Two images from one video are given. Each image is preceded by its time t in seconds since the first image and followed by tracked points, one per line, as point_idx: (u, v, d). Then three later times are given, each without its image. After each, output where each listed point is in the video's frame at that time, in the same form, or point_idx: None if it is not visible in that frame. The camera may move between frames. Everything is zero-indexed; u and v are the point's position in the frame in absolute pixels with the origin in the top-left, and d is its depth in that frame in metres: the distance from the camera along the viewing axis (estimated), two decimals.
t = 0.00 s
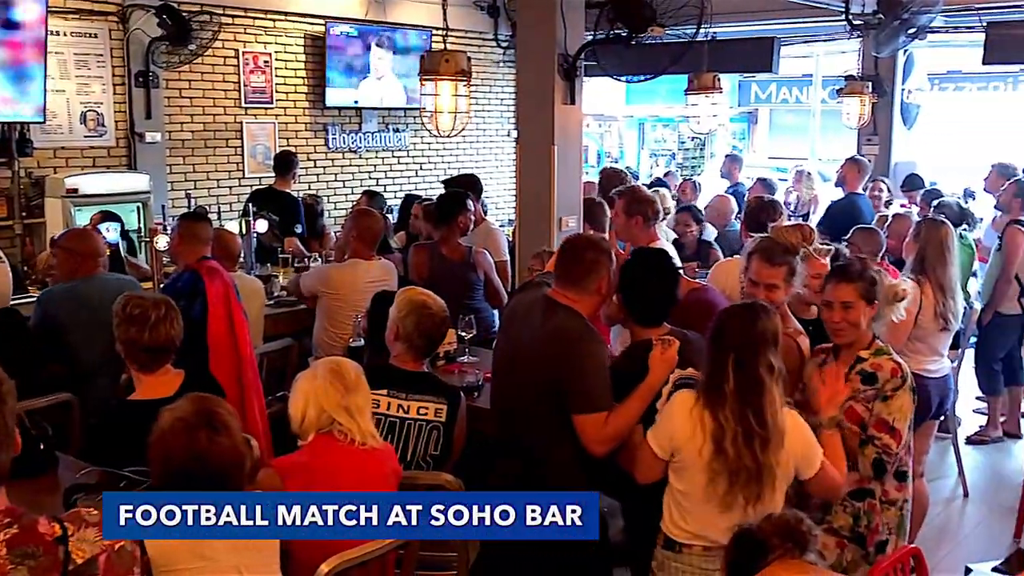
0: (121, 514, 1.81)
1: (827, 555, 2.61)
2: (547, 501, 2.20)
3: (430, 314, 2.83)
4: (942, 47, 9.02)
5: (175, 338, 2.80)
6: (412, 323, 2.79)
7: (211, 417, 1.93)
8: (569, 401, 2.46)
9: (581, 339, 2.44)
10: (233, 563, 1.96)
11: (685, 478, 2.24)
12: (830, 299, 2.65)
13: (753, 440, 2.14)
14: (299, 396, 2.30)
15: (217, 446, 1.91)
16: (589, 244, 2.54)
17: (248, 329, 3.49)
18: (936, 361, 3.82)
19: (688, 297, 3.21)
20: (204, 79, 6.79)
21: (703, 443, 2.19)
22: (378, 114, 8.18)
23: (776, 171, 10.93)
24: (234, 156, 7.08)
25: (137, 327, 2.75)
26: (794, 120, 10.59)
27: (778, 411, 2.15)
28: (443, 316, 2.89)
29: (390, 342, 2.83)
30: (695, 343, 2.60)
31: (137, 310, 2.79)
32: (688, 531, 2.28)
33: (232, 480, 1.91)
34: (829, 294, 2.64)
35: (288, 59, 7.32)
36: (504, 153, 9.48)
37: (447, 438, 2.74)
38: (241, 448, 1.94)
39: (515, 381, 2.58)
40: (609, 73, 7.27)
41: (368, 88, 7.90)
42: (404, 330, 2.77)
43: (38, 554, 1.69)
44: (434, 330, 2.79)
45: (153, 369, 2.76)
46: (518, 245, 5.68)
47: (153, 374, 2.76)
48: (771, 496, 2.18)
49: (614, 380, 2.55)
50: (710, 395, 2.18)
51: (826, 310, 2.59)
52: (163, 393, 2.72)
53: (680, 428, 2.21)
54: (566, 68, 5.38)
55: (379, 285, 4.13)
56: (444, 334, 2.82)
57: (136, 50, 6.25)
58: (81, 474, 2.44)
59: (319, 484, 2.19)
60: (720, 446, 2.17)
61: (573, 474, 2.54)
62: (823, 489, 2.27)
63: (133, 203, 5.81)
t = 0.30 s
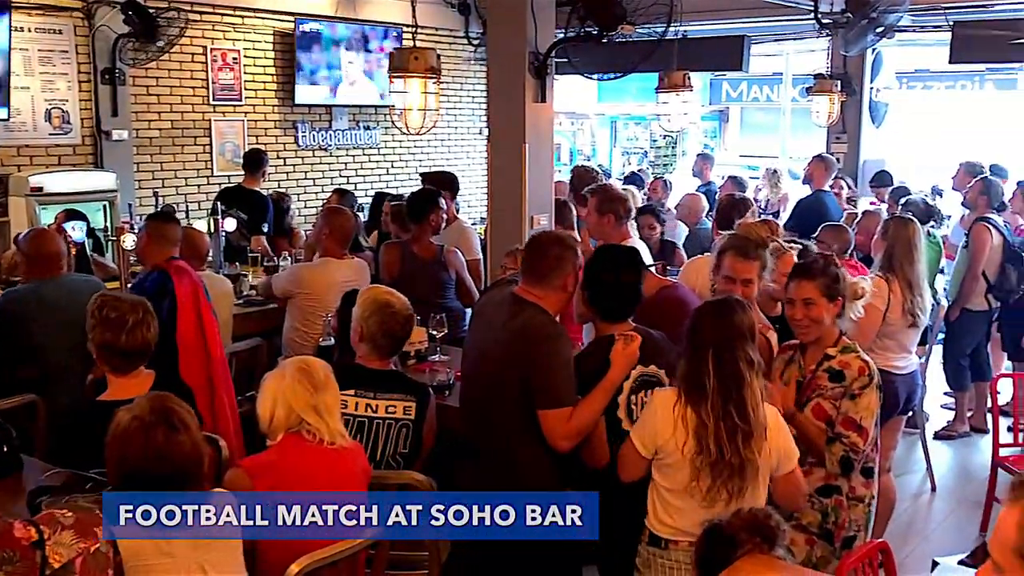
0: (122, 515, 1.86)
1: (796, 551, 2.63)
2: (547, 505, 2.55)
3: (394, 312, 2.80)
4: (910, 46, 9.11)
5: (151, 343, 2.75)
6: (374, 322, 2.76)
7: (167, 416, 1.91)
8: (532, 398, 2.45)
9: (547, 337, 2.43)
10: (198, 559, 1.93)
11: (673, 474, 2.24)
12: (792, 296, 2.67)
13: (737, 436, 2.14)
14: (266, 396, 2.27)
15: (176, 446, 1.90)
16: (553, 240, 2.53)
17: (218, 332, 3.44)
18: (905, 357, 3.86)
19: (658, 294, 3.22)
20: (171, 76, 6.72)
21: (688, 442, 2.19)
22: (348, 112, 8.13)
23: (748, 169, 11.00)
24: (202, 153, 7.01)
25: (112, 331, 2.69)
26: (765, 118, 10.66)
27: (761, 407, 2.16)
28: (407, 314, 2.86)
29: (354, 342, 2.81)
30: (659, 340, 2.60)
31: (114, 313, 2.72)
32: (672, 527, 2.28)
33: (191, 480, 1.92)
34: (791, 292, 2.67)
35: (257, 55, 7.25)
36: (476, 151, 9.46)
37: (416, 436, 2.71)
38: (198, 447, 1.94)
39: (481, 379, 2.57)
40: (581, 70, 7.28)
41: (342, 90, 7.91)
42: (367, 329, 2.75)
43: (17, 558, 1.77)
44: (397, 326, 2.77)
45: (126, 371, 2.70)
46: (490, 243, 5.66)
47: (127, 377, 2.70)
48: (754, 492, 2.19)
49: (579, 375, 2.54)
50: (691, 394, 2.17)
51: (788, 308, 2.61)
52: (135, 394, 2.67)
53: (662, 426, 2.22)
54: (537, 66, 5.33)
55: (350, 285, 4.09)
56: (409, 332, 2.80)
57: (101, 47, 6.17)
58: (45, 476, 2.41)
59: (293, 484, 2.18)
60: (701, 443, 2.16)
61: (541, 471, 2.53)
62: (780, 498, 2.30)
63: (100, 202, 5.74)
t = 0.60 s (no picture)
0: (100, 515, 1.86)
1: (765, 548, 2.65)
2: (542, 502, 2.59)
3: (355, 310, 2.76)
4: (877, 46, 9.21)
5: (126, 346, 2.70)
6: (334, 320, 2.72)
7: (131, 415, 1.91)
8: (496, 393, 2.45)
9: (514, 334, 2.43)
10: (164, 558, 1.91)
11: (668, 467, 2.27)
12: (762, 293, 2.69)
13: (736, 426, 2.19)
14: (236, 395, 2.25)
15: (141, 445, 1.89)
16: (521, 237, 2.52)
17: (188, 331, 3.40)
18: (873, 354, 3.91)
19: (629, 291, 3.23)
20: (138, 74, 6.65)
21: (684, 437, 2.22)
22: (318, 110, 8.08)
23: (719, 168, 11.06)
24: (169, 152, 6.93)
25: (86, 334, 2.62)
26: (735, 117, 10.73)
27: (756, 396, 2.22)
28: (366, 311, 2.82)
29: (315, 341, 2.78)
30: (626, 337, 2.61)
31: (88, 316, 2.65)
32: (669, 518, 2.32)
33: (156, 479, 1.91)
34: (762, 289, 2.68)
35: (225, 53, 7.19)
36: (448, 149, 9.44)
37: (385, 432, 2.70)
38: (163, 447, 1.93)
39: (446, 375, 2.56)
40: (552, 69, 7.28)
41: (304, 81, 7.77)
42: (327, 327, 2.71)
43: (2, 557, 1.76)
44: (357, 323, 2.73)
45: (96, 373, 2.65)
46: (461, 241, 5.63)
47: (96, 378, 2.65)
48: (750, 480, 2.25)
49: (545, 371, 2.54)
50: (686, 388, 2.20)
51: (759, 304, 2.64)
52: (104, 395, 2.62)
53: (655, 418, 2.24)
54: (508, 63, 5.33)
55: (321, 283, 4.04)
56: (370, 329, 2.78)
57: (66, 44, 6.09)
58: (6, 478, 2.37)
59: (266, 483, 2.16)
60: (698, 434, 2.20)
61: (506, 467, 2.52)
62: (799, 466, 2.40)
63: (65, 201, 5.67)
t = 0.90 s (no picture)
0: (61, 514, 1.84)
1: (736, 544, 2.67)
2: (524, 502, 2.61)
3: (318, 308, 2.73)
4: (845, 46, 9.29)
5: (94, 345, 2.65)
6: (296, 319, 2.70)
7: (93, 413, 1.89)
8: (465, 389, 2.44)
9: (483, 331, 2.42)
10: (128, 557, 1.89)
11: (653, 459, 2.30)
12: (732, 290, 2.72)
13: (720, 414, 2.22)
14: (204, 394, 2.22)
15: (102, 444, 1.87)
16: (490, 234, 2.51)
17: (151, 335, 3.37)
18: (842, 349, 3.92)
19: (599, 289, 3.23)
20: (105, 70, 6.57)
21: (671, 427, 2.26)
22: (288, 108, 8.02)
23: (689, 166, 11.12)
24: (136, 150, 6.85)
25: (52, 333, 2.58)
26: (706, 115, 10.79)
27: (738, 386, 2.26)
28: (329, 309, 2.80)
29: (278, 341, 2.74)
30: (599, 333, 2.61)
31: (56, 315, 2.60)
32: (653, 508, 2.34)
33: (118, 479, 1.89)
34: (732, 287, 2.71)
35: (193, 50, 7.12)
36: (419, 147, 9.42)
37: (353, 428, 2.71)
38: (125, 446, 1.91)
39: (416, 372, 2.55)
40: (523, 67, 7.28)
41: (268, 81, 7.67)
42: (290, 327, 2.68)
43: None
44: (321, 321, 2.72)
45: (61, 372, 2.61)
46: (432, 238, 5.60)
47: (61, 377, 2.61)
48: (733, 470, 2.29)
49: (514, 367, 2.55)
50: (670, 378, 2.24)
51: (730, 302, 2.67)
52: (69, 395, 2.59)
53: (640, 408, 2.27)
54: (479, 61, 5.33)
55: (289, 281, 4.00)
56: (334, 327, 2.75)
57: (29, 40, 6.00)
58: None
59: (237, 483, 2.14)
60: (684, 425, 2.23)
61: (474, 464, 2.51)
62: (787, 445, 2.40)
63: (30, 199, 5.59)
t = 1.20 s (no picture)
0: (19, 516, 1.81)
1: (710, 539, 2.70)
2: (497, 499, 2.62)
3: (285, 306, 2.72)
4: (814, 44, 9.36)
5: (59, 345, 2.61)
6: (263, 318, 2.65)
7: (52, 415, 1.87)
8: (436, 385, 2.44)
9: (452, 329, 2.42)
10: (91, 557, 1.87)
11: (633, 453, 2.35)
12: (701, 288, 2.72)
13: (700, 409, 2.28)
14: (175, 392, 2.19)
15: (62, 445, 1.85)
16: (460, 231, 2.51)
17: (94, 353, 3.27)
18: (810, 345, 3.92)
19: (570, 285, 3.24)
20: (71, 67, 6.48)
21: (652, 422, 2.31)
22: (257, 105, 7.96)
23: (660, 163, 11.17)
24: (104, 148, 6.77)
25: (16, 331, 2.53)
26: (677, 113, 10.85)
27: (718, 383, 2.32)
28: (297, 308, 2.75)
29: (244, 339, 2.72)
30: (571, 328, 2.62)
31: (22, 313, 2.56)
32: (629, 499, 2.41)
33: (79, 481, 1.86)
34: (701, 285, 2.71)
35: (161, 47, 7.04)
36: (390, 145, 9.38)
37: (322, 426, 2.70)
38: (86, 447, 1.89)
39: (385, 371, 2.54)
40: (493, 64, 7.27)
41: (240, 80, 7.61)
42: (255, 325, 2.66)
43: None
44: (288, 320, 2.67)
45: (27, 372, 2.58)
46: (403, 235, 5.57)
47: (25, 377, 2.58)
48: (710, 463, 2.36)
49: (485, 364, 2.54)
50: (656, 374, 2.29)
51: (700, 299, 2.67)
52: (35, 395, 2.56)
53: (622, 404, 2.32)
54: (449, 58, 5.31)
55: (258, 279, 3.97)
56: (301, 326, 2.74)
57: None
58: None
59: (208, 482, 2.12)
60: (667, 420, 2.29)
61: (446, 460, 2.51)
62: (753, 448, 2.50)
63: None
